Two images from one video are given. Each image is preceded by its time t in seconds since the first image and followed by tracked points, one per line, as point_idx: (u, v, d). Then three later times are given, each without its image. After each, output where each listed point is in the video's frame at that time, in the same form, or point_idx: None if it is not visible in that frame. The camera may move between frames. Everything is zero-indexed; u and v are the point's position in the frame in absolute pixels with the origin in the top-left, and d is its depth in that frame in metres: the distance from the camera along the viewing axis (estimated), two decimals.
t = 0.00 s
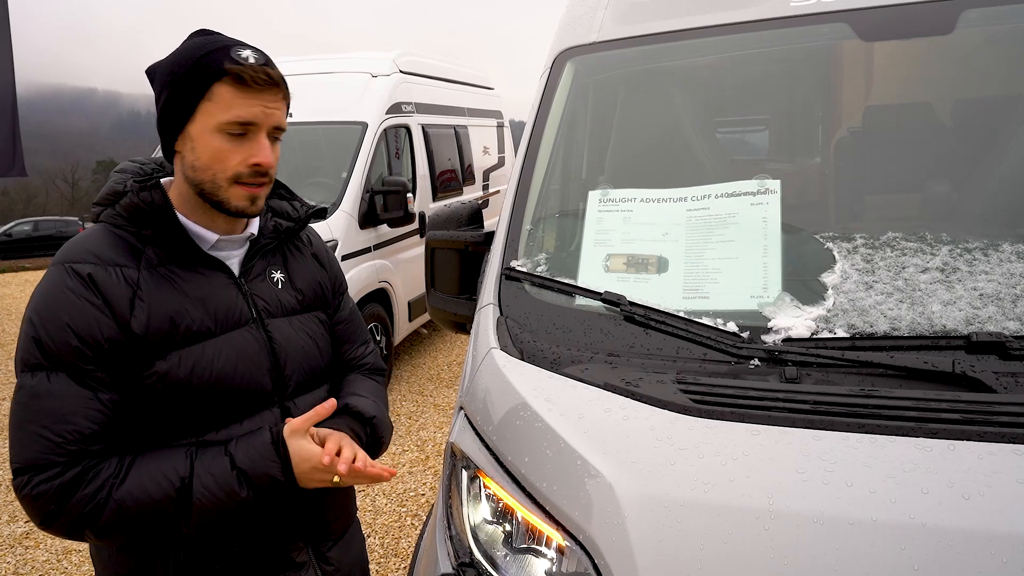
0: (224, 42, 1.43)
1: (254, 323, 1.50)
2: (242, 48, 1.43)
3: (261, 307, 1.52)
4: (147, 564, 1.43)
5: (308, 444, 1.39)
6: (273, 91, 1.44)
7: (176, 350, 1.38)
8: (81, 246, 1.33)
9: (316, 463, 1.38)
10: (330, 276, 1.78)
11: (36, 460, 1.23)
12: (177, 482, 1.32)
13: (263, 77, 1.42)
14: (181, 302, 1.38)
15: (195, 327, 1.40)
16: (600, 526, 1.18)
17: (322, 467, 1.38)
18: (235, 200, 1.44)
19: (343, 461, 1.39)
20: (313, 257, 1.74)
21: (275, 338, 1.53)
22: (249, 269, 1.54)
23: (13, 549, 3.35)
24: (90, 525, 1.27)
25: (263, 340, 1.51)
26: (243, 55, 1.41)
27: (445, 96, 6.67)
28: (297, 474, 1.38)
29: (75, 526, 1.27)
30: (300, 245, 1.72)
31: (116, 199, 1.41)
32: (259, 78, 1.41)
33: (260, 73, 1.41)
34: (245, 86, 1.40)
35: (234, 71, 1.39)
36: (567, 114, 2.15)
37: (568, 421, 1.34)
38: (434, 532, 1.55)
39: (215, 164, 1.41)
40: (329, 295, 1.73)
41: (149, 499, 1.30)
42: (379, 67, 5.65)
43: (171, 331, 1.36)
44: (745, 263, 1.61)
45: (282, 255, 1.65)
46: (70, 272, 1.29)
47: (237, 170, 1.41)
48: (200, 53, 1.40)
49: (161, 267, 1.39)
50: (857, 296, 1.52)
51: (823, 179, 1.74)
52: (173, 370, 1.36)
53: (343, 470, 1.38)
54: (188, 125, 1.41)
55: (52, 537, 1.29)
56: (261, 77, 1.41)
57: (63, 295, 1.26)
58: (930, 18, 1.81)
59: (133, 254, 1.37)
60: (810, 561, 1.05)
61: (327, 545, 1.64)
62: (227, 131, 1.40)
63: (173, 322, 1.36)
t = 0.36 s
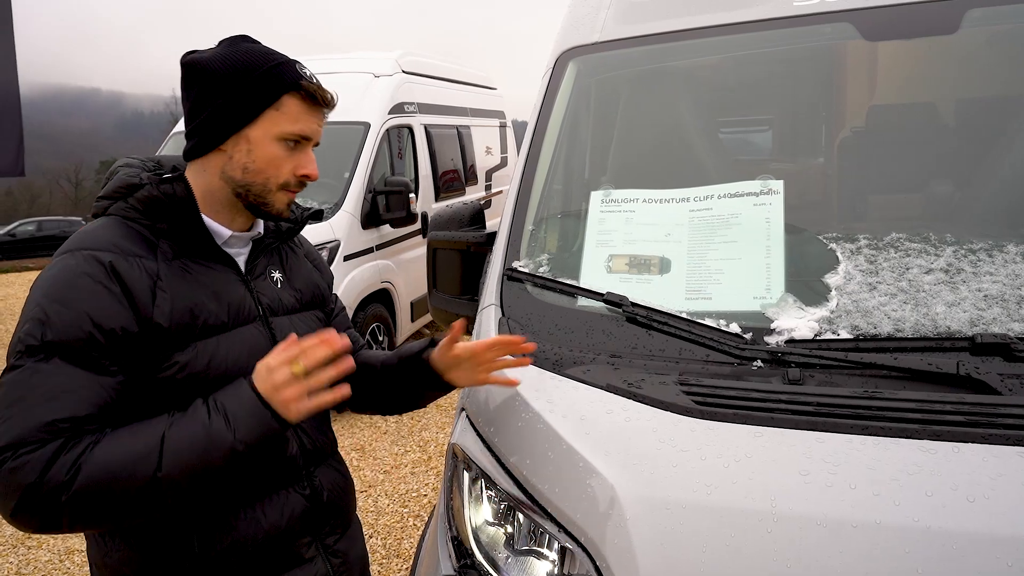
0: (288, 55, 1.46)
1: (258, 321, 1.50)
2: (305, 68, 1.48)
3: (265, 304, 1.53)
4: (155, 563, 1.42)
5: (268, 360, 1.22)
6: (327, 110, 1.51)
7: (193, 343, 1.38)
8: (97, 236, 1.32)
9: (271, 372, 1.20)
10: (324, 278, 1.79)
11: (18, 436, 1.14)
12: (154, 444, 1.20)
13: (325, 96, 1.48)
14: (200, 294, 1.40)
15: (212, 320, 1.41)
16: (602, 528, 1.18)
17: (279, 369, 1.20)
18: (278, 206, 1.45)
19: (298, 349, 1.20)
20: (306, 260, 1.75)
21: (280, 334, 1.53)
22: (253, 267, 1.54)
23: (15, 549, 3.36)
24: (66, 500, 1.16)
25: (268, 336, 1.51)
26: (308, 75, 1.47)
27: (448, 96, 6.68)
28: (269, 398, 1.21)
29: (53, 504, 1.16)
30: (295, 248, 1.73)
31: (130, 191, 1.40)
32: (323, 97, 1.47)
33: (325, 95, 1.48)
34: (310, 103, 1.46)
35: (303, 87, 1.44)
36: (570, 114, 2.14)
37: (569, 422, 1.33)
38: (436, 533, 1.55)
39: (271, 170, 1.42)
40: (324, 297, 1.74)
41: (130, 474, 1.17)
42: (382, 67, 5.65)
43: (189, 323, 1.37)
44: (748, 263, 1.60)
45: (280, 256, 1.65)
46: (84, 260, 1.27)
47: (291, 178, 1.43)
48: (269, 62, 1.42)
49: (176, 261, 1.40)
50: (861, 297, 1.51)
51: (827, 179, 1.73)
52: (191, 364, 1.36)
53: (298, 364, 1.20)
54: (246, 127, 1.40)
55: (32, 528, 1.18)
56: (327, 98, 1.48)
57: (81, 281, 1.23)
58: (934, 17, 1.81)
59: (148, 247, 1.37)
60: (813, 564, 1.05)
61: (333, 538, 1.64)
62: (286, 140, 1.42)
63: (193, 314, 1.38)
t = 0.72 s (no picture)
0: (290, 59, 1.49)
1: (265, 319, 1.51)
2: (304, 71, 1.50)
3: (271, 303, 1.54)
4: (163, 564, 1.42)
5: (221, 406, 1.20)
6: (327, 114, 1.52)
7: (205, 342, 1.39)
8: (103, 236, 1.31)
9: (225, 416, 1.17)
10: (322, 278, 1.80)
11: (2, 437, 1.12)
12: (127, 455, 1.18)
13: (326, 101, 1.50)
14: (211, 295, 1.41)
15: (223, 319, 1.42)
16: (604, 527, 1.18)
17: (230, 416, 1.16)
18: (279, 208, 1.46)
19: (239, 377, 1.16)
20: (304, 259, 1.76)
21: (285, 333, 1.55)
22: (257, 266, 1.56)
23: (18, 549, 3.36)
24: (40, 506, 1.15)
25: (274, 335, 1.52)
26: (307, 78, 1.49)
27: (450, 96, 6.68)
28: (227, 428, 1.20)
29: (26, 506, 1.15)
30: (294, 246, 1.74)
31: (138, 190, 1.39)
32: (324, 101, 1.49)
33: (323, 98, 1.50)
34: (310, 107, 1.48)
35: (304, 91, 1.45)
36: (571, 114, 2.14)
37: (570, 422, 1.33)
38: (437, 533, 1.55)
39: (271, 172, 1.43)
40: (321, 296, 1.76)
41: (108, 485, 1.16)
42: (384, 67, 5.66)
43: (201, 323, 1.38)
44: (750, 263, 1.60)
45: (281, 254, 1.66)
46: (94, 262, 1.26)
47: (291, 180, 1.45)
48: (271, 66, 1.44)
49: (185, 260, 1.40)
50: (863, 297, 1.50)
51: (829, 179, 1.73)
52: (204, 362, 1.38)
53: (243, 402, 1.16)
54: (246, 130, 1.42)
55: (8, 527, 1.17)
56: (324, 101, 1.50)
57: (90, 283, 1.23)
58: (936, 17, 1.80)
59: (156, 246, 1.37)
60: (815, 564, 1.04)
61: (343, 533, 1.66)
62: (286, 143, 1.44)
63: (204, 315, 1.38)
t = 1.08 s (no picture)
0: (223, 32, 1.45)
1: (254, 317, 1.50)
2: (238, 39, 1.45)
3: (262, 300, 1.52)
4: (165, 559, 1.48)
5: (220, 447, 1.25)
6: (267, 79, 1.45)
7: (178, 348, 1.37)
8: (76, 245, 1.33)
9: (226, 447, 1.22)
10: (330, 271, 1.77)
11: None
12: (118, 484, 1.27)
13: (257, 64, 1.42)
14: (181, 299, 1.38)
15: (196, 323, 1.39)
16: (600, 526, 1.18)
17: (233, 448, 1.22)
18: (228, 186, 1.43)
19: (243, 417, 1.24)
20: (312, 252, 1.74)
21: (278, 330, 1.53)
22: (249, 262, 1.55)
23: (14, 549, 3.35)
24: (38, 521, 1.26)
25: (264, 331, 1.50)
26: (238, 44, 1.43)
27: (448, 96, 6.68)
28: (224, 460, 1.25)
29: (25, 522, 1.26)
30: (301, 240, 1.72)
31: (113, 195, 1.42)
32: (254, 65, 1.42)
33: (255, 61, 1.42)
34: (241, 75, 1.41)
35: (229, 58, 1.40)
36: (569, 113, 2.14)
37: (567, 422, 1.33)
38: (434, 532, 1.55)
39: (208, 152, 1.40)
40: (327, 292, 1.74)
41: (101, 501, 1.26)
42: (382, 66, 5.65)
43: (171, 328, 1.36)
44: (746, 262, 1.60)
45: (284, 249, 1.65)
46: (58, 274, 1.28)
47: (233, 155, 1.41)
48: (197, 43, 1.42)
49: (160, 264, 1.39)
50: (860, 297, 1.50)
51: (825, 178, 1.73)
52: (175, 365, 1.36)
53: (249, 439, 1.21)
54: (182, 114, 1.42)
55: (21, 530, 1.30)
56: (256, 64, 1.42)
57: (52, 299, 1.26)
58: (934, 16, 1.80)
59: (131, 252, 1.37)
60: (811, 562, 1.04)
61: (332, 536, 1.62)
62: (220, 117, 1.40)
63: (174, 319, 1.37)
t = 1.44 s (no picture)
0: (206, 31, 1.45)
1: (241, 317, 1.48)
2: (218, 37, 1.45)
3: (253, 301, 1.51)
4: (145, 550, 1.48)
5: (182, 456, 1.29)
6: (241, 77, 1.44)
7: (153, 342, 1.37)
8: (75, 235, 1.37)
9: (191, 452, 1.28)
10: (342, 279, 1.73)
11: None
12: (89, 471, 1.30)
13: (229, 62, 1.42)
14: (160, 295, 1.38)
15: (172, 320, 1.39)
16: (604, 526, 1.18)
17: (197, 455, 1.27)
18: (207, 186, 1.44)
19: (214, 426, 1.28)
20: (323, 257, 1.70)
21: (266, 332, 1.51)
22: (247, 262, 1.53)
23: (20, 547, 3.37)
24: (11, 496, 1.29)
25: (251, 334, 1.48)
26: (215, 42, 1.42)
27: (452, 95, 6.68)
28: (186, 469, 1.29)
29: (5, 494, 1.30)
30: (313, 243, 1.70)
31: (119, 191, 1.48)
32: (225, 63, 1.42)
33: (227, 59, 1.42)
34: (215, 74, 1.42)
35: (201, 57, 1.41)
36: (573, 113, 2.14)
37: (572, 421, 1.33)
38: (439, 531, 1.55)
39: (186, 153, 1.43)
40: (336, 299, 1.70)
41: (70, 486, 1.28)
42: (386, 66, 5.66)
43: (147, 323, 1.36)
44: (751, 262, 1.60)
45: (292, 250, 1.63)
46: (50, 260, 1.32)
47: (209, 156, 1.42)
48: (179, 45, 1.45)
49: (149, 259, 1.40)
50: (866, 296, 1.50)
51: (830, 178, 1.72)
52: (149, 359, 1.36)
53: (215, 450, 1.27)
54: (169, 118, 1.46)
55: None
56: (227, 62, 1.42)
57: (39, 283, 1.29)
58: (941, 15, 1.79)
59: (124, 245, 1.39)
60: (816, 562, 1.04)
61: (306, 549, 1.60)
62: (196, 118, 1.42)
63: (150, 313, 1.36)
